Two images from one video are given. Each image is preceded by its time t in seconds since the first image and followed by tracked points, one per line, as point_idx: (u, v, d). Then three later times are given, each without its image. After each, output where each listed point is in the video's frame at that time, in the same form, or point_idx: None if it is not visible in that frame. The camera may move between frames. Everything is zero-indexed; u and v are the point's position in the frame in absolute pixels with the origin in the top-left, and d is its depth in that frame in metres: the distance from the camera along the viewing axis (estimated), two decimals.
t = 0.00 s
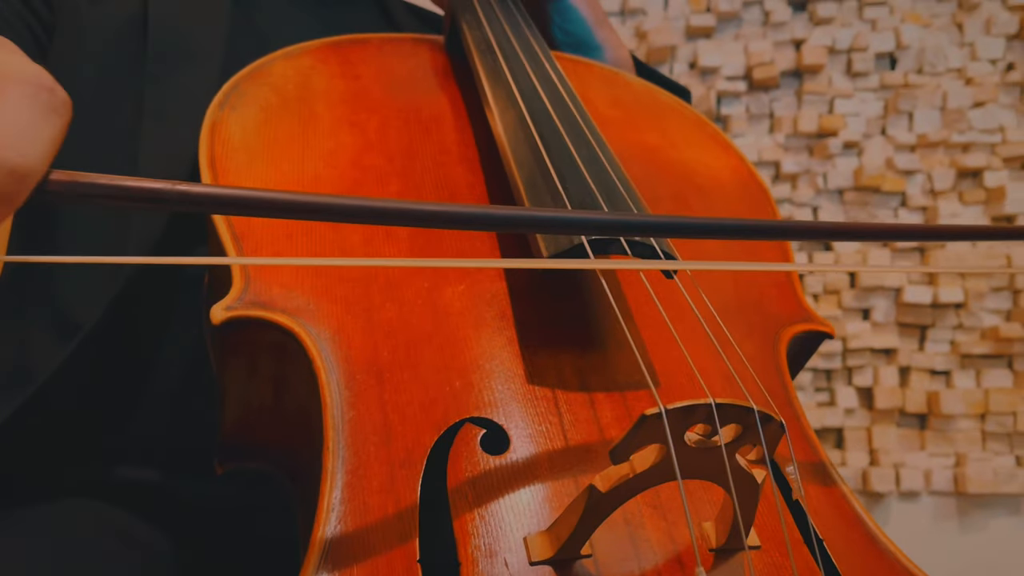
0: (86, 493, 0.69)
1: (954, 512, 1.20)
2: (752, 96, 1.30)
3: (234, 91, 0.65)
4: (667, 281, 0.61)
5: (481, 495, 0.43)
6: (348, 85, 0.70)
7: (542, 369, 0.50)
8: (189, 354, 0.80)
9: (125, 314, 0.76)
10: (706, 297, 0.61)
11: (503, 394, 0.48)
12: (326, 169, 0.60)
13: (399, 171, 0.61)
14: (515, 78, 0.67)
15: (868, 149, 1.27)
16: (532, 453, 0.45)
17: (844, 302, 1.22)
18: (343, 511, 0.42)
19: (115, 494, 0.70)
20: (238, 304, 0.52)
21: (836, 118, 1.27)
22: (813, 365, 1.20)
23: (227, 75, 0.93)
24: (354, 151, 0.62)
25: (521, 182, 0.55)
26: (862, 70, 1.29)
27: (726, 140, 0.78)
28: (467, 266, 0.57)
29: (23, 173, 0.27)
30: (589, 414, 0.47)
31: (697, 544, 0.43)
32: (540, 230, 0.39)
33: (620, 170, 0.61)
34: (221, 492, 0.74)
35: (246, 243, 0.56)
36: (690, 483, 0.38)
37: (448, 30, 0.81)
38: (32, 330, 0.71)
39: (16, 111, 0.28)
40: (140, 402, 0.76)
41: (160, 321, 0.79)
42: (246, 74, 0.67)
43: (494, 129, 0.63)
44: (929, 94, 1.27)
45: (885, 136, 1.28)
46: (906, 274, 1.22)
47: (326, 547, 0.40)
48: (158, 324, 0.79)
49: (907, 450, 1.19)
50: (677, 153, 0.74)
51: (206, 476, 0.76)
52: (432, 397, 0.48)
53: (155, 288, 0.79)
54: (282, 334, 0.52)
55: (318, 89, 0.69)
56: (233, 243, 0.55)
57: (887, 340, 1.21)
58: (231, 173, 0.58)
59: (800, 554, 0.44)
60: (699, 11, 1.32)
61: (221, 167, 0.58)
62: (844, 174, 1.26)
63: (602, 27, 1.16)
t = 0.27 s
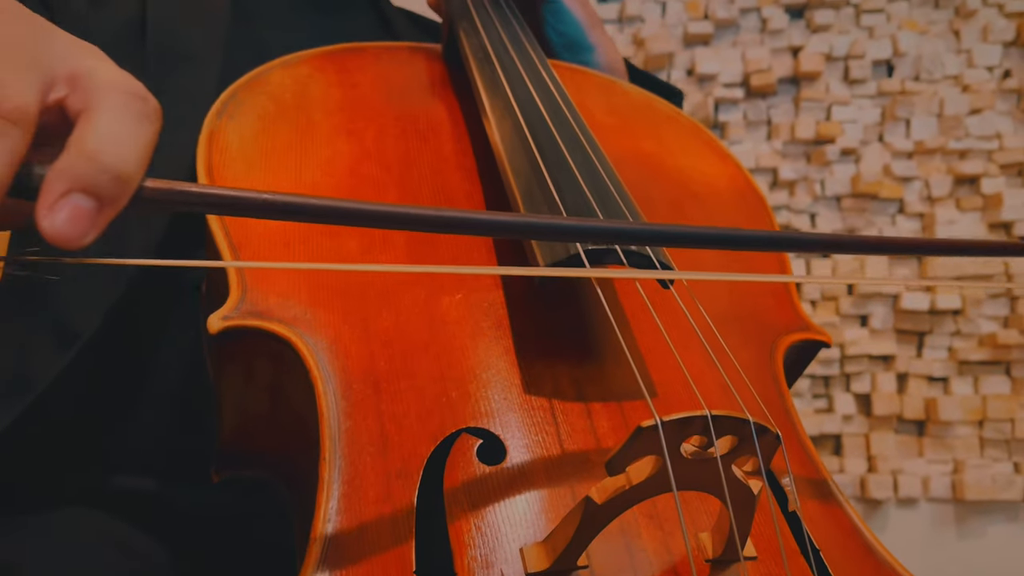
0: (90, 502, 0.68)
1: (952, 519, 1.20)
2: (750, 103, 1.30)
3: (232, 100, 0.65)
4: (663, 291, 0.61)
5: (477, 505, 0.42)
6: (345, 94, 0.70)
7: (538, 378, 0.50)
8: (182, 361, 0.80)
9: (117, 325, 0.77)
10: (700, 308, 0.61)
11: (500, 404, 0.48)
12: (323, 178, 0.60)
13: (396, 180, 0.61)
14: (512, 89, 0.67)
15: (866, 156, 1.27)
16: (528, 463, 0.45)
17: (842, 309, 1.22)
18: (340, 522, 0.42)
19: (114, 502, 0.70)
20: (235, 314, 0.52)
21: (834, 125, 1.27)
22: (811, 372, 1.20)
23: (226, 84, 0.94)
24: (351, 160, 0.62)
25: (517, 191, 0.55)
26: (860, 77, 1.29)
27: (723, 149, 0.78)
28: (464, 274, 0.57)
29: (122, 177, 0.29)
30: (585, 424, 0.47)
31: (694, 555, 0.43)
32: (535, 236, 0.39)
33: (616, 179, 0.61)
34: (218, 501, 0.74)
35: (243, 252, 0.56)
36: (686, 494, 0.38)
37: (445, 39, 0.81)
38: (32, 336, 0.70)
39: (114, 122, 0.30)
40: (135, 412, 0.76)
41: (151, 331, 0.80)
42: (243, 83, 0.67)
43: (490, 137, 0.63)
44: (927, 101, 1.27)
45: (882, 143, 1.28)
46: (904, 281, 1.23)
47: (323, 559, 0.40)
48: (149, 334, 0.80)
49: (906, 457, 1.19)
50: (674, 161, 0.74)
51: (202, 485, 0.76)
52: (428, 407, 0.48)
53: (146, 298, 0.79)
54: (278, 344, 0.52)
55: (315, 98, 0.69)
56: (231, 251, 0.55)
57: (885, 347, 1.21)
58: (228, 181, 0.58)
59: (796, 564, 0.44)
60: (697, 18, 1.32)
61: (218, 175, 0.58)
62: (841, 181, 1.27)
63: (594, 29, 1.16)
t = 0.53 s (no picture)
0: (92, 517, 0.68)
1: (952, 528, 1.20)
2: (750, 111, 1.31)
3: (233, 111, 0.65)
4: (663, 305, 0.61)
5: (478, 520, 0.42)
6: (346, 106, 0.71)
7: (539, 392, 0.50)
8: (178, 370, 0.80)
9: (111, 338, 0.77)
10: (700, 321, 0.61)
11: (501, 418, 0.48)
12: (324, 190, 0.60)
13: (397, 192, 0.62)
14: (512, 102, 0.68)
15: (865, 164, 1.28)
16: (529, 477, 0.44)
17: (842, 316, 1.22)
18: (341, 537, 0.41)
19: (113, 515, 0.70)
20: (236, 327, 0.52)
21: (833, 133, 1.27)
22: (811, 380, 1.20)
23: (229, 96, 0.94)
24: (352, 172, 0.62)
25: (518, 204, 0.55)
26: (859, 85, 1.29)
27: (724, 162, 0.79)
28: (465, 287, 0.57)
29: (190, 187, 0.31)
30: (587, 438, 0.47)
31: (694, 570, 0.43)
32: (539, 246, 0.39)
33: (617, 191, 0.61)
34: (217, 512, 0.74)
35: (244, 264, 0.56)
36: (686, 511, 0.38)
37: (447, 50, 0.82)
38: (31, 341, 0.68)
39: (181, 135, 0.32)
40: (133, 421, 0.76)
41: (146, 340, 0.80)
42: (244, 94, 0.68)
43: (491, 149, 0.63)
44: (926, 109, 1.27)
45: (882, 151, 1.28)
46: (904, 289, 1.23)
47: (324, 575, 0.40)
48: (144, 344, 0.80)
49: (906, 465, 1.19)
50: (674, 173, 0.75)
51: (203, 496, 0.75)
52: (429, 421, 0.48)
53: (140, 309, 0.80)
54: (280, 357, 0.52)
55: (316, 110, 0.69)
56: (232, 264, 0.55)
57: (885, 355, 1.21)
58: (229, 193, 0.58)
59: None
60: (696, 26, 1.32)
61: (220, 187, 0.58)
62: (841, 189, 1.27)
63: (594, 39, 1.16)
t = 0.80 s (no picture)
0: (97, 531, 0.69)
1: (954, 537, 1.20)
2: (750, 120, 1.31)
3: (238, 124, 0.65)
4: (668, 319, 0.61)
5: (483, 535, 0.42)
6: (351, 118, 0.71)
7: (544, 407, 0.50)
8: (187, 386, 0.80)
9: (114, 352, 0.77)
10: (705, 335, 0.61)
11: (507, 432, 0.48)
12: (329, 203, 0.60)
13: (402, 206, 0.62)
14: (517, 115, 0.68)
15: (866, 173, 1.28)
16: (536, 492, 0.44)
17: (843, 326, 1.22)
18: (347, 550, 0.41)
19: (119, 525, 0.71)
20: (242, 341, 0.52)
21: (833, 142, 1.27)
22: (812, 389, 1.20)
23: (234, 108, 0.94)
24: (358, 185, 0.63)
25: (523, 218, 0.55)
26: (860, 94, 1.30)
27: (727, 175, 0.79)
28: (470, 302, 0.57)
29: (282, 193, 0.30)
30: (593, 453, 0.47)
31: None
32: (543, 253, 0.38)
33: (622, 205, 0.61)
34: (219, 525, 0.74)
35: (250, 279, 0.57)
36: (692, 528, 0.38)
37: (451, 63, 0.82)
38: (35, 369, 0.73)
39: (275, 143, 0.31)
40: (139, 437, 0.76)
41: (156, 352, 0.80)
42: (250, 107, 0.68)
43: (496, 163, 0.63)
44: (926, 119, 1.28)
45: (882, 161, 1.29)
46: (905, 298, 1.23)
47: None
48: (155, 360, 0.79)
49: (907, 474, 1.19)
50: (678, 186, 0.75)
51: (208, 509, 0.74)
52: (435, 435, 0.48)
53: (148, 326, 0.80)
54: (286, 371, 0.52)
55: (321, 122, 0.69)
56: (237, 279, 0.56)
57: (886, 364, 1.21)
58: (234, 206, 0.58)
59: None
60: (697, 36, 1.33)
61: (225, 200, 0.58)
62: (842, 199, 1.27)
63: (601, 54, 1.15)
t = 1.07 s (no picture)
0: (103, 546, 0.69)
1: (955, 544, 1.20)
2: (750, 127, 1.31)
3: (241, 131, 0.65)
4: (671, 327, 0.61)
5: (487, 546, 0.42)
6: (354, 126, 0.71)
7: (547, 413, 0.50)
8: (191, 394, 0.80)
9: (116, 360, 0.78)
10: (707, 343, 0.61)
11: (511, 441, 0.48)
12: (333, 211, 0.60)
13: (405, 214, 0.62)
14: (519, 123, 0.68)
15: (866, 180, 1.28)
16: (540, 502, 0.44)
17: (843, 332, 1.22)
18: (350, 558, 0.41)
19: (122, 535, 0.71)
20: (245, 350, 0.52)
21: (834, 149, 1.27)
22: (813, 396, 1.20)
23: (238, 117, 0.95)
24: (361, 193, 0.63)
25: (526, 226, 0.55)
26: (860, 101, 1.30)
27: (729, 182, 0.79)
28: (473, 310, 0.57)
29: (356, 197, 0.30)
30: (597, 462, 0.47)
31: None
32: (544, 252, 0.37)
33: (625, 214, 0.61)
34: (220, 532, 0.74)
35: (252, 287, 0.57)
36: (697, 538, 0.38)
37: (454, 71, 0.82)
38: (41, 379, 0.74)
39: (349, 151, 0.32)
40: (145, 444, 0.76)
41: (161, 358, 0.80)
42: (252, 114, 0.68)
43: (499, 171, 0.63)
44: (926, 126, 1.28)
45: (882, 167, 1.29)
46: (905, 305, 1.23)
47: None
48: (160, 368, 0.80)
49: (909, 481, 1.19)
50: (680, 194, 0.75)
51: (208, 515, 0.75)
52: (439, 443, 0.48)
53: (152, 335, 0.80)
54: (289, 379, 0.52)
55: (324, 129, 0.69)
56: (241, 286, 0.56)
57: (887, 371, 1.21)
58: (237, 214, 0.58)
59: None
60: (697, 43, 1.33)
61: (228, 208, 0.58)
62: (842, 206, 1.27)
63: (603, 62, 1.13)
